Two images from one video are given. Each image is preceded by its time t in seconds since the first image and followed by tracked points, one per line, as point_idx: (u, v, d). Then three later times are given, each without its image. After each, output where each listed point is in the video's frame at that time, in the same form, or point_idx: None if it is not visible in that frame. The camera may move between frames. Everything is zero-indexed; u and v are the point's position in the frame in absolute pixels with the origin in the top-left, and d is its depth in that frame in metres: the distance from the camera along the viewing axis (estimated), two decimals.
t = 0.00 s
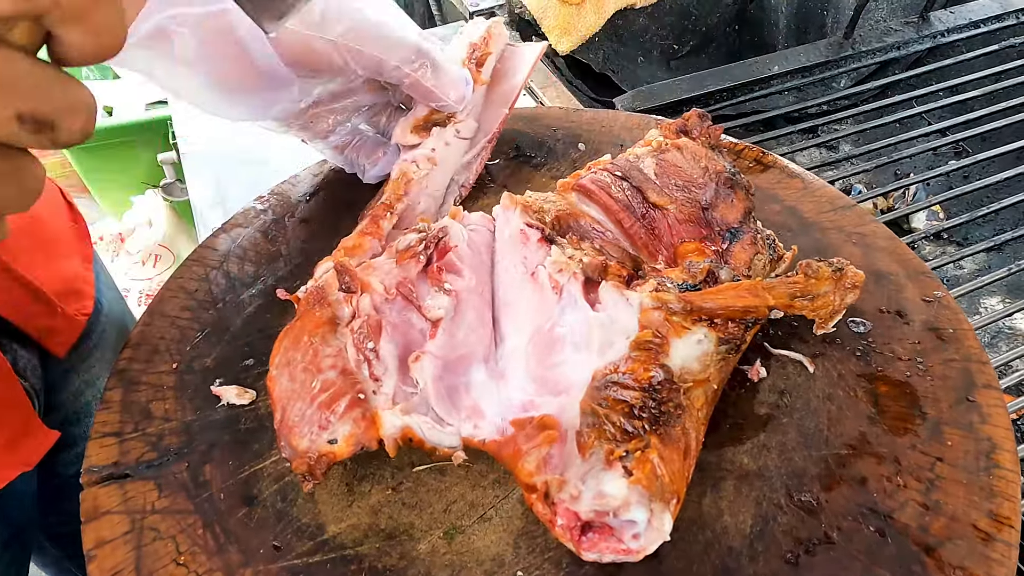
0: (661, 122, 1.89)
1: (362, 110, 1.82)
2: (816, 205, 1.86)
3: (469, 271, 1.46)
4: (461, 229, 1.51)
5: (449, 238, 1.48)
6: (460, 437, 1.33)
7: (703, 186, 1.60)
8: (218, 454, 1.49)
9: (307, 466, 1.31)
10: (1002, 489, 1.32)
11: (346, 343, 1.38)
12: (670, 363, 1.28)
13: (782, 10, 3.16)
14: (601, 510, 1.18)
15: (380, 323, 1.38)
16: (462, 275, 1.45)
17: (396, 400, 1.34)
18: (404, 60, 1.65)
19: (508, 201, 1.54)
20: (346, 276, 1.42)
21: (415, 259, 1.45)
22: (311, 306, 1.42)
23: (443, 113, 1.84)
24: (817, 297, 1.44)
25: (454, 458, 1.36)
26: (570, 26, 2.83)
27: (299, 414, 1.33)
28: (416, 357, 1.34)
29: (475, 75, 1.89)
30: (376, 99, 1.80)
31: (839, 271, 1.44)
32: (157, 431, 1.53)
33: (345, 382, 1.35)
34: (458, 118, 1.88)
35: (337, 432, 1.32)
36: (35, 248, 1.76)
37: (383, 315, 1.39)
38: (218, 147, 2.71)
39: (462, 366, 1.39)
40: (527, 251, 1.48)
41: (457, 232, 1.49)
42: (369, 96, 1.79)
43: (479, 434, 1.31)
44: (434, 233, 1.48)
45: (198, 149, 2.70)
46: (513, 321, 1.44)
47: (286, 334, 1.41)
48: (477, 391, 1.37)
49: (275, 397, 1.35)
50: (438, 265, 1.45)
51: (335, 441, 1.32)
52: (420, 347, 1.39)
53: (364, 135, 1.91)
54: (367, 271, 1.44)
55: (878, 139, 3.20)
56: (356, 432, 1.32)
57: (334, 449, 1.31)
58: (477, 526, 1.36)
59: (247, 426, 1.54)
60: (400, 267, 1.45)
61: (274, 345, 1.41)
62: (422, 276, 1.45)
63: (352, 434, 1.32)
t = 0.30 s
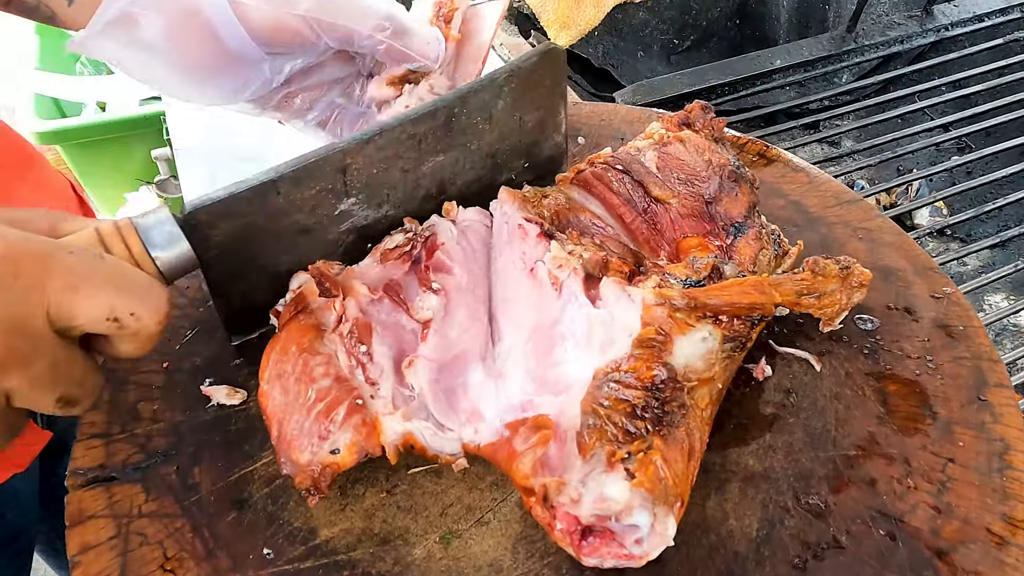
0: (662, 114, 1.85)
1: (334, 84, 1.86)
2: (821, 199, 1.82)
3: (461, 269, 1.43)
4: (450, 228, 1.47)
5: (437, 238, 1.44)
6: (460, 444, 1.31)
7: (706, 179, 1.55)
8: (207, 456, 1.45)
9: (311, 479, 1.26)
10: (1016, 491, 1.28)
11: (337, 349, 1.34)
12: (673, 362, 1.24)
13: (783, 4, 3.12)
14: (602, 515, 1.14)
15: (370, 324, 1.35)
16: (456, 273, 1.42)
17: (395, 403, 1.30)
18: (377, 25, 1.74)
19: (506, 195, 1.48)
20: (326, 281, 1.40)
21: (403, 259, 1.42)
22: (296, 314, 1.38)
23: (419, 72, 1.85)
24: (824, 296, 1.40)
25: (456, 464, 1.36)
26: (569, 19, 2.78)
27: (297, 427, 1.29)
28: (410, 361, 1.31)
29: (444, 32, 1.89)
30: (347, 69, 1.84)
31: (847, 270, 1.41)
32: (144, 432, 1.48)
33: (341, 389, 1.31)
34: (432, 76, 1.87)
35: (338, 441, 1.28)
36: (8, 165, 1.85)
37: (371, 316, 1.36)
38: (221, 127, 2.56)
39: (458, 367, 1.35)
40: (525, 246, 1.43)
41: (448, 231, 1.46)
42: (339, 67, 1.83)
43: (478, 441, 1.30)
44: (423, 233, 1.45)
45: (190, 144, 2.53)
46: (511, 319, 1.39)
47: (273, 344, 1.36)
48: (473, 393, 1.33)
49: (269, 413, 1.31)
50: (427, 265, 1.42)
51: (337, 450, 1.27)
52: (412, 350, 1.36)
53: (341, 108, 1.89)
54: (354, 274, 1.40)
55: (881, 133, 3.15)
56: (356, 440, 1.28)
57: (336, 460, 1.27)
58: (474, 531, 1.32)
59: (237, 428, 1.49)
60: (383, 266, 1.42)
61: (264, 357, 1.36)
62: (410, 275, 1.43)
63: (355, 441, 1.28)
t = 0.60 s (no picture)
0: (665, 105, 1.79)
1: None
2: (829, 194, 1.75)
3: (458, 267, 1.36)
4: (445, 221, 1.39)
5: (432, 234, 1.36)
6: (460, 457, 1.26)
7: (710, 172, 1.48)
8: (189, 463, 1.38)
9: (304, 498, 1.23)
10: None
11: (331, 357, 1.27)
12: (679, 365, 1.17)
13: None
14: (604, 528, 1.09)
15: (364, 331, 1.29)
16: (451, 272, 1.35)
17: (392, 416, 1.26)
18: None
19: (502, 190, 1.42)
20: (320, 283, 1.32)
21: (398, 258, 1.34)
22: (286, 318, 1.28)
23: None
24: (835, 294, 1.33)
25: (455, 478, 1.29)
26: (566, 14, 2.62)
27: (287, 442, 1.23)
28: (405, 368, 1.25)
29: None
30: None
31: (859, 266, 1.34)
32: (123, 438, 1.41)
33: (335, 401, 1.25)
34: None
35: (332, 457, 1.23)
36: (41, 178, 1.66)
37: (365, 322, 1.30)
38: (213, 119, 2.51)
39: (454, 371, 1.29)
40: (522, 242, 1.37)
41: (442, 226, 1.38)
42: None
43: (476, 451, 1.24)
44: (416, 230, 1.37)
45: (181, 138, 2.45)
46: (508, 319, 1.33)
47: (262, 354, 1.28)
48: (470, 399, 1.28)
49: (258, 427, 1.24)
50: (423, 263, 1.34)
51: (330, 467, 1.23)
52: (408, 354, 1.30)
53: None
54: (347, 276, 1.34)
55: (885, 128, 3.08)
56: (351, 456, 1.23)
57: (331, 478, 1.23)
58: (468, 542, 1.25)
59: (220, 433, 1.42)
60: (378, 266, 1.35)
61: (251, 367, 1.28)
62: (405, 274, 1.35)
63: (349, 458, 1.23)
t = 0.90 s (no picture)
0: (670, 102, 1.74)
1: None
2: (840, 193, 1.69)
3: (456, 268, 1.29)
4: (445, 221, 1.33)
5: (430, 234, 1.31)
6: (453, 464, 1.19)
7: (718, 170, 1.41)
8: (174, 475, 1.32)
9: (284, 506, 1.16)
10: None
11: (318, 358, 1.20)
12: (688, 373, 1.12)
13: None
14: (610, 550, 1.05)
15: (356, 333, 1.21)
16: (447, 272, 1.28)
17: (380, 421, 1.19)
18: None
19: (502, 188, 1.36)
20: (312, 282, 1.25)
21: (393, 257, 1.27)
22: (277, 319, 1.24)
23: None
24: (850, 298, 1.27)
25: (448, 488, 1.23)
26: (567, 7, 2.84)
27: (269, 446, 1.17)
28: (398, 372, 1.18)
29: None
30: None
31: (874, 269, 1.28)
32: (106, 448, 1.35)
33: (321, 406, 1.19)
34: None
35: (315, 463, 1.16)
36: None
37: (357, 322, 1.22)
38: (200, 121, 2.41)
39: (451, 377, 1.23)
40: (522, 243, 1.31)
41: (440, 225, 1.32)
42: None
43: (471, 460, 1.18)
44: (413, 228, 1.31)
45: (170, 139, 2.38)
46: (507, 324, 1.26)
47: (247, 354, 1.23)
48: (467, 406, 1.21)
49: (239, 429, 1.19)
50: (419, 264, 1.27)
51: (312, 474, 1.16)
52: (402, 359, 1.23)
53: None
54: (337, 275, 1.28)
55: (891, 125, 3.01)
56: (335, 462, 1.17)
57: (312, 484, 1.16)
58: (466, 558, 1.20)
59: (207, 442, 1.36)
60: (373, 266, 1.28)
61: (236, 369, 1.23)
62: (401, 275, 1.27)
63: (333, 464, 1.17)
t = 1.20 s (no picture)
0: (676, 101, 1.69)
1: None
2: (850, 194, 1.64)
3: (456, 273, 1.25)
4: (444, 224, 1.29)
5: (429, 237, 1.26)
6: (453, 478, 1.15)
7: (726, 172, 1.37)
8: (164, 487, 1.27)
9: (277, 522, 1.12)
10: None
11: (313, 367, 1.16)
12: (697, 385, 1.08)
13: None
14: (617, 572, 1.03)
15: (352, 341, 1.16)
16: (446, 277, 1.24)
17: (377, 433, 1.14)
18: None
19: (502, 190, 1.32)
20: (306, 289, 1.21)
21: (392, 261, 1.23)
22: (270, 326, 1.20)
23: None
24: (863, 304, 1.22)
25: (447, 502, 1.19)
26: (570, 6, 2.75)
27: (261, 460, 1.13)
28: (396, 383, 1.13)
29: None
30: None
31: (888, 275, 1.24)
32: (94, 460, 1.30)
33: (315, 417, 1.14)
34: None
35: (309, 478, 1.12)
36: None
37: (354, 330, 1.17)
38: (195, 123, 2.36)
39: (450, 387, 1.18)
40: (524, 247, 1.26)
41: (439, 229, 1.27)
42: None
43: (471, 474, 1.13)
44: (412, 231, 1.27)
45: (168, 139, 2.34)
46: (508, 331, 1.22)
47: (239, 362, 1.18)
48: (467, 417, 1.17)
49: (231, 442, 1.15)
50: (417, 269, 1.23)
51: (307, 489, 1.12)
52: (400, 368, 1.18)
53: None
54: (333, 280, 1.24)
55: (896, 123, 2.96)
56: (331, 476, 1.13)
57: (306, 499, 1.12)
58: None
59: (199, 454, 1.32)
60: (372, 271, 1.24)
61: (227, 379, 1.19)
62: (400, 280, 1.22)
63: (328, 479, 1.12)
